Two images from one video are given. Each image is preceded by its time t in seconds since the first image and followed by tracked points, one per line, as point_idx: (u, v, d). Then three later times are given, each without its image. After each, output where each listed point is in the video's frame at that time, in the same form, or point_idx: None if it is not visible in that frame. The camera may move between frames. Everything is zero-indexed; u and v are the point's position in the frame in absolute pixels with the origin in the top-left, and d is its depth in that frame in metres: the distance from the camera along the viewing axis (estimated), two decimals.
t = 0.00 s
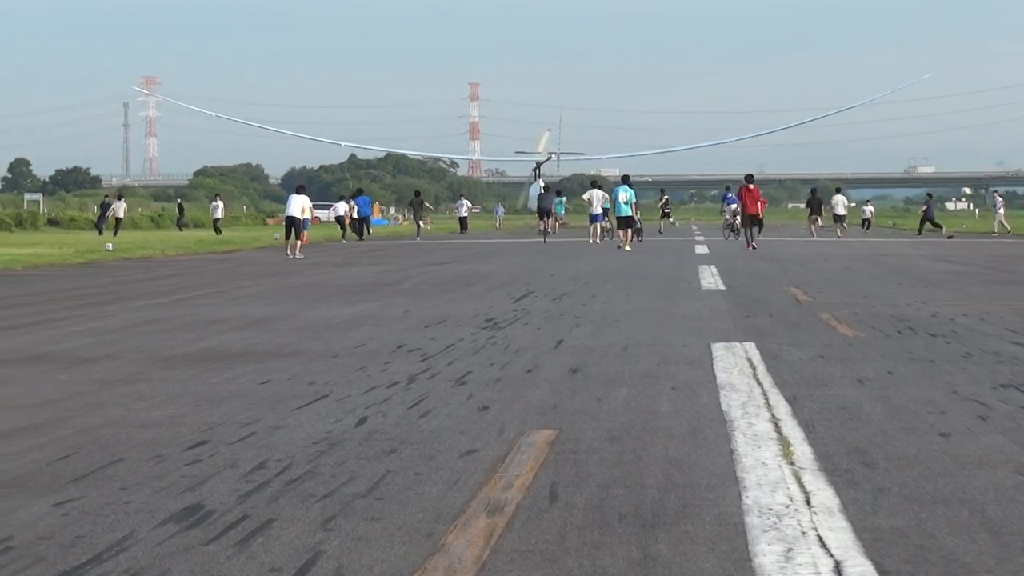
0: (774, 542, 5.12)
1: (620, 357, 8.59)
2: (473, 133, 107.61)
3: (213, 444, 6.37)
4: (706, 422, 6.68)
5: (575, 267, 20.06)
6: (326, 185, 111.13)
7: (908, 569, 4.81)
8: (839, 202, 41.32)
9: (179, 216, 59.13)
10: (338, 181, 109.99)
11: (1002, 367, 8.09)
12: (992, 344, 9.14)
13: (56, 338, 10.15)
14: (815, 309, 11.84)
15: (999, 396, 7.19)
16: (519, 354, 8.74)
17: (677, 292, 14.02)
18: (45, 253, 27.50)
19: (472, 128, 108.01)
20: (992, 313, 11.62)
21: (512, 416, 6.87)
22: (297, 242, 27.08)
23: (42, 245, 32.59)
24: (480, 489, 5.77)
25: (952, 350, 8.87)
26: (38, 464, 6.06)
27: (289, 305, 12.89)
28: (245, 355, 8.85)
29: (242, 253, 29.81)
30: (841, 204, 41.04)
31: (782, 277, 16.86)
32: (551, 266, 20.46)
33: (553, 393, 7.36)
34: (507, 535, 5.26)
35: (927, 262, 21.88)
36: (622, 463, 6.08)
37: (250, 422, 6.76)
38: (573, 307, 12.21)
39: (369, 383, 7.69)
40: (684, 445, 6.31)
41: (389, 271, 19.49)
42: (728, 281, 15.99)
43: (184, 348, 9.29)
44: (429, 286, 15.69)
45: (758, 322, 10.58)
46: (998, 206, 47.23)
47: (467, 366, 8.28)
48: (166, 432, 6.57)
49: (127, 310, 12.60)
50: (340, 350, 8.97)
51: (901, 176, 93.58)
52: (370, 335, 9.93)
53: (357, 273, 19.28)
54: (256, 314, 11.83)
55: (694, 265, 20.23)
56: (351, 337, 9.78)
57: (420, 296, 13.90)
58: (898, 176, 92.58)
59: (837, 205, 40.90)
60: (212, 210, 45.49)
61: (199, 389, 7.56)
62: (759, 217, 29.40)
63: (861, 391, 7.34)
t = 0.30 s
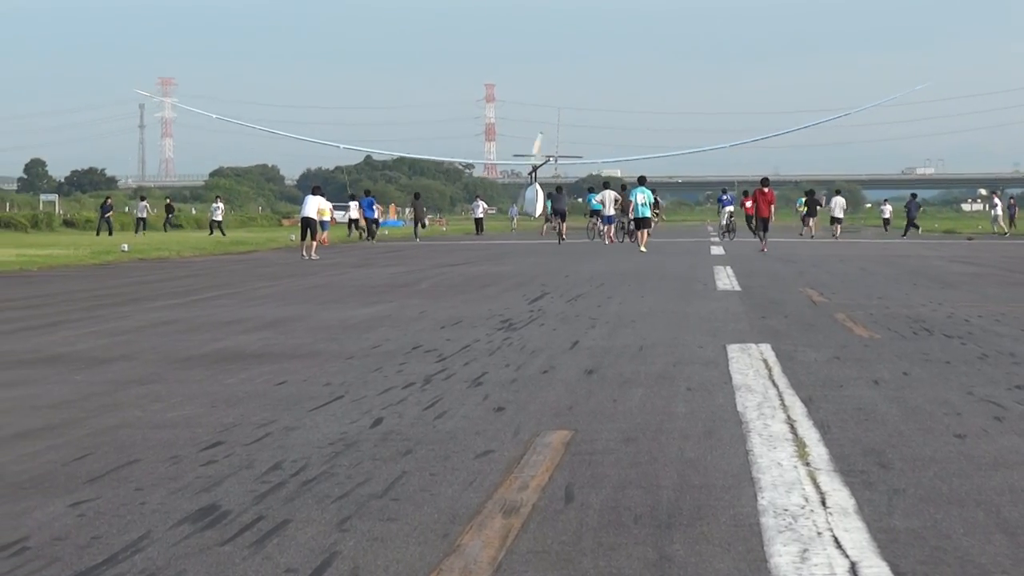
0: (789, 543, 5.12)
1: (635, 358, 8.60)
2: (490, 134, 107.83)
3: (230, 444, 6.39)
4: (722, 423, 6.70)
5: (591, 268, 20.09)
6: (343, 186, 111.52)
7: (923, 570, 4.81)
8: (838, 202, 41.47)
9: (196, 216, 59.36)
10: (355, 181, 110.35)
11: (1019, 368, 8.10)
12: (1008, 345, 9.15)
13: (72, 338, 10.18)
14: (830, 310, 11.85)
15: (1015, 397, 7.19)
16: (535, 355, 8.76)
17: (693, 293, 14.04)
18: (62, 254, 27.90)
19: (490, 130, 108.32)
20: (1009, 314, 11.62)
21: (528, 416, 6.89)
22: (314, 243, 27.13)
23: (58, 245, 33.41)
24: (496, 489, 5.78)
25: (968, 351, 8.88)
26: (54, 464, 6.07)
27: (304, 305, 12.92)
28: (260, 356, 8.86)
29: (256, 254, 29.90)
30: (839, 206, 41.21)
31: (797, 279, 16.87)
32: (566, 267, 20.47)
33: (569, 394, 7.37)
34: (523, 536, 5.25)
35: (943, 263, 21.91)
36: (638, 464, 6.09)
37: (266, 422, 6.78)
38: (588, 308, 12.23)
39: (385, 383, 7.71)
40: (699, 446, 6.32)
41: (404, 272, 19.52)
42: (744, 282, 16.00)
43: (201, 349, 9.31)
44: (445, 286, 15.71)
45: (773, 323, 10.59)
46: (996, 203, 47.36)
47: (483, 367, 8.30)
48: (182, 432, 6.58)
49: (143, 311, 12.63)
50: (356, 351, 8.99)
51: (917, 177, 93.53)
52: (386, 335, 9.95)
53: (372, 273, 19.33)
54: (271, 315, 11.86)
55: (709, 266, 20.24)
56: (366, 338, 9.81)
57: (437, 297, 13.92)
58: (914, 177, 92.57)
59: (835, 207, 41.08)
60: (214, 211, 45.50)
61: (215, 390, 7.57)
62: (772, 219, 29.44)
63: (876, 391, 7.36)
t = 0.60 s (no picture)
0: (806, 542, 5.11)
1: (651, 357, 8.59)
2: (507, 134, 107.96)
3: (246, 443, 6.39)
4: (738, 421, 6.70)
5: (605, 267, 20.08)
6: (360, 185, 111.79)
7: (940, 569, 4.79)
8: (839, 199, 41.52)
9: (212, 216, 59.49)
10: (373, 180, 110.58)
11: None
12: None
13: (88, 337, 10.20)
14: (846, 309, 11.84)
15: None
16: (551, 353, 8.76)
17: (709, 291, 14.04)
18: (78, 254, 27.35)
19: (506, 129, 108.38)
20: None
21: (544, 416, 6.89)
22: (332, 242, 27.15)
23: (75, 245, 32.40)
24: (512, 489, 5.77)
25: (985, 350, 8.86)
26: (71, 463, 6.08)
27: (320, 304, 12.94)
28: (276, 354, 8.87)
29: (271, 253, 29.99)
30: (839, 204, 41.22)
31: (814, 277, 16.85)
32: (581, 266, 20.46)
33: (585, 393, 7.37)
34: (539, 535, 5.24)
35: (959, 261, 21.84)
36: (654, 463, 6.09)
37: (282, 421, 6.78)
38: (605, 307, 12.23)
39: (401, 382, 7.72)
40: (715, 445, 6.32)
41: (419, 271, 19.54)
42: (759, 280, 15.99)
43: (217, 347, 9.31)
44: (461, 285, 15.73)
45: (788, 321, 10.59)
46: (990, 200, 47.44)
47: (500, 365, 8.31)
48: (198, 431, 6.59)
49: (159, 309, 12.66)
50: (372, 349, 9.00)
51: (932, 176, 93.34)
52: (402, 334, 9.96)
53: (387, 272, 19.36)
54: (286, 313, 11.87)
55: (724, 265, 20.22)
56: (383, 336, 9.82)
57: (453, 295, 13.93)
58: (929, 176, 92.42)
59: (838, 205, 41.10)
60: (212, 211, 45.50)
61: (232, 388, 7.58)
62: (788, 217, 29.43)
63: (892, 390, 7.35)
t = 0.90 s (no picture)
0: (824, 542, 5.11)
1: (670, 357, 8.59)
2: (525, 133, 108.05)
3: (265, 443, 6.40)
4: (757, 421, 6.70)
5: (622, 267, 20.07)
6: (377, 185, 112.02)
7: (959, 569, 4.78)
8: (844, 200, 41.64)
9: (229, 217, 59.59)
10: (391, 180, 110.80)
11: None
12: None
13: (106, 337, 10.22)
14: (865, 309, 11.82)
15: None
16: (570, 353, 8.77)
17: (729, 291, 14.03)
18: (96, 253, 27.32)
19: (526, 128, 108.79)
20: None
21: (562, 415, 6.89)
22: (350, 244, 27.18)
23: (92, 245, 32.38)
24: (531, 488, 5.77)
25: (1004, 350, 8.84)
26: (89, 462, 6.08)
27: (337, 304, 12.96)
28: (295, 354, 8.88)
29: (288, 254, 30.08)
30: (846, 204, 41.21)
31: (833, 277, 16.82)
32: (598, 266, 20.46)
33: (603, 392, 7.37)
34: (557, 535, 5.24)
35: (978, 262, 21.73)
36: (673, 463, 6.09)
37: (301, 421, 6.79)
38: (623, 307, 12.22)
39: (420, 382, 7.73)
40: (734, 445, 6.32)
41: (437, 271, 19.55)
42: (778, 280, 15.97)
43: (236, 347, 9.32)
44: (479, 285, 15.74)
45: (807, 322, 10.58)
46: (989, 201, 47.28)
47: (518, 365, 8.32)
48: (217, 431, 6.59)
49: (178, 309, 12.70)
50: (391, 349, 9.01)
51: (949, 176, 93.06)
52: (420, 334, 9.97)
53: (406, 272, 19.39)
54: (304, 313, 11.89)
55: (742, 265, 20.19)
56: (401, 336, 9.82)
57: (472, 295, 13.94)
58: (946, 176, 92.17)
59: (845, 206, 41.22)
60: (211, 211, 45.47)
61: (251, 388, 7.58)
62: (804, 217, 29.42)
63: (911, 390, 7.35)
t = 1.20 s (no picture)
0: (847, 540, 5.10)
1: (692, 356, 8.57)
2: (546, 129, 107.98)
3: (287, 442, 6.40)
4: (780, 420, 6.69)
5: (642, 266, 20.02)
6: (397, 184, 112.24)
7: (984, 568, 4.77)
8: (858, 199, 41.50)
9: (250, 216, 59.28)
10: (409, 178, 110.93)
11: None
12: None
13: (128, 335, 10.22)
14: (888, 308, 11.77)
15: None
16: (592, 352, 8.76)
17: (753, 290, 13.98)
18: (118, 253, 26.79)
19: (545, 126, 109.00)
20: None
21: (584, 414, 6.88)
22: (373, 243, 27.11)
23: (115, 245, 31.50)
24: (553, 487, 5.76)
25: None
26: (112, 461, 6.08)
27: (359, 303, 12.95)
28: (316, 353, 8.88)
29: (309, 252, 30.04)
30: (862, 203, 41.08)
31: (857, 276, 16.74)
32: (619, 265, 20.42)
33: (626, 391, 7.37)
34: (579, 534, 5.23)
35: (1002, 260, 21.56)
36: (695, 462, 6.08)
37: (324, 419, 6.79)
38: (645, 305, 12.19)
39: (442, 381, 7.73)
40: (757, 444, 6.31)
41: (456, 270, 19.52)
42: (800, 279, 15.91)
43: (258, 347, 9.32)
44: (500, 284, 15.71)
45: (829, 321, 10.55)
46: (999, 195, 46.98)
47: (540, 364, 8.32)
48: (240, 430, 6.59)
49: (201, 308, 12.70)
50: (412, 348, 9.01)
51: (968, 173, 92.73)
52: (442, 334, 9.96)
53: (427, 272, 19.36)
54: (325, 312, 11.89)
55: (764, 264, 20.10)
56: (422, 336, 9.81)
57: (495, 294, 13.92)
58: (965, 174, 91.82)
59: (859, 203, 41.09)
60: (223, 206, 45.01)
61: (274, 387, 7.58)
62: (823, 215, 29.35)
63: (935, 389, 7.33)
